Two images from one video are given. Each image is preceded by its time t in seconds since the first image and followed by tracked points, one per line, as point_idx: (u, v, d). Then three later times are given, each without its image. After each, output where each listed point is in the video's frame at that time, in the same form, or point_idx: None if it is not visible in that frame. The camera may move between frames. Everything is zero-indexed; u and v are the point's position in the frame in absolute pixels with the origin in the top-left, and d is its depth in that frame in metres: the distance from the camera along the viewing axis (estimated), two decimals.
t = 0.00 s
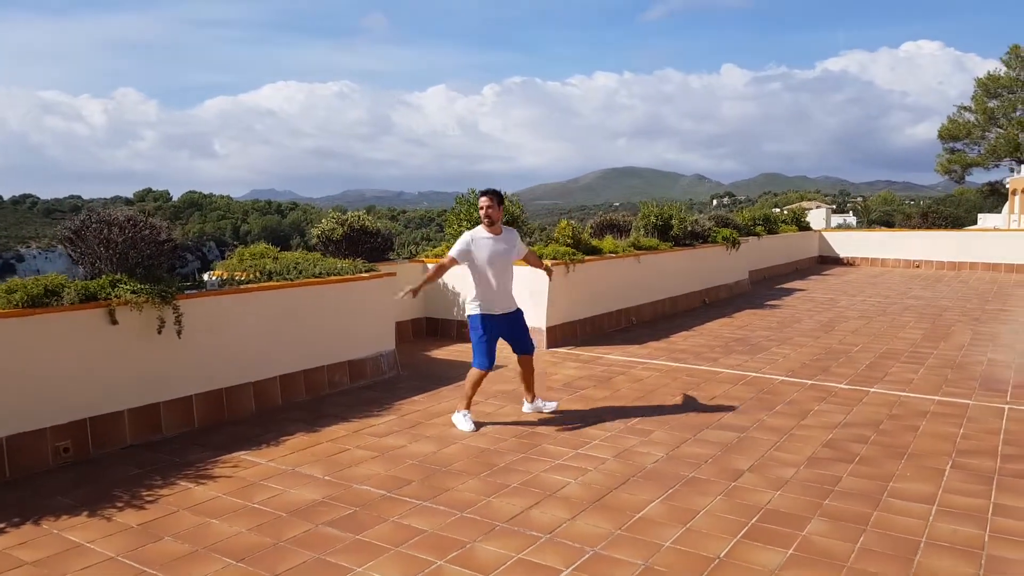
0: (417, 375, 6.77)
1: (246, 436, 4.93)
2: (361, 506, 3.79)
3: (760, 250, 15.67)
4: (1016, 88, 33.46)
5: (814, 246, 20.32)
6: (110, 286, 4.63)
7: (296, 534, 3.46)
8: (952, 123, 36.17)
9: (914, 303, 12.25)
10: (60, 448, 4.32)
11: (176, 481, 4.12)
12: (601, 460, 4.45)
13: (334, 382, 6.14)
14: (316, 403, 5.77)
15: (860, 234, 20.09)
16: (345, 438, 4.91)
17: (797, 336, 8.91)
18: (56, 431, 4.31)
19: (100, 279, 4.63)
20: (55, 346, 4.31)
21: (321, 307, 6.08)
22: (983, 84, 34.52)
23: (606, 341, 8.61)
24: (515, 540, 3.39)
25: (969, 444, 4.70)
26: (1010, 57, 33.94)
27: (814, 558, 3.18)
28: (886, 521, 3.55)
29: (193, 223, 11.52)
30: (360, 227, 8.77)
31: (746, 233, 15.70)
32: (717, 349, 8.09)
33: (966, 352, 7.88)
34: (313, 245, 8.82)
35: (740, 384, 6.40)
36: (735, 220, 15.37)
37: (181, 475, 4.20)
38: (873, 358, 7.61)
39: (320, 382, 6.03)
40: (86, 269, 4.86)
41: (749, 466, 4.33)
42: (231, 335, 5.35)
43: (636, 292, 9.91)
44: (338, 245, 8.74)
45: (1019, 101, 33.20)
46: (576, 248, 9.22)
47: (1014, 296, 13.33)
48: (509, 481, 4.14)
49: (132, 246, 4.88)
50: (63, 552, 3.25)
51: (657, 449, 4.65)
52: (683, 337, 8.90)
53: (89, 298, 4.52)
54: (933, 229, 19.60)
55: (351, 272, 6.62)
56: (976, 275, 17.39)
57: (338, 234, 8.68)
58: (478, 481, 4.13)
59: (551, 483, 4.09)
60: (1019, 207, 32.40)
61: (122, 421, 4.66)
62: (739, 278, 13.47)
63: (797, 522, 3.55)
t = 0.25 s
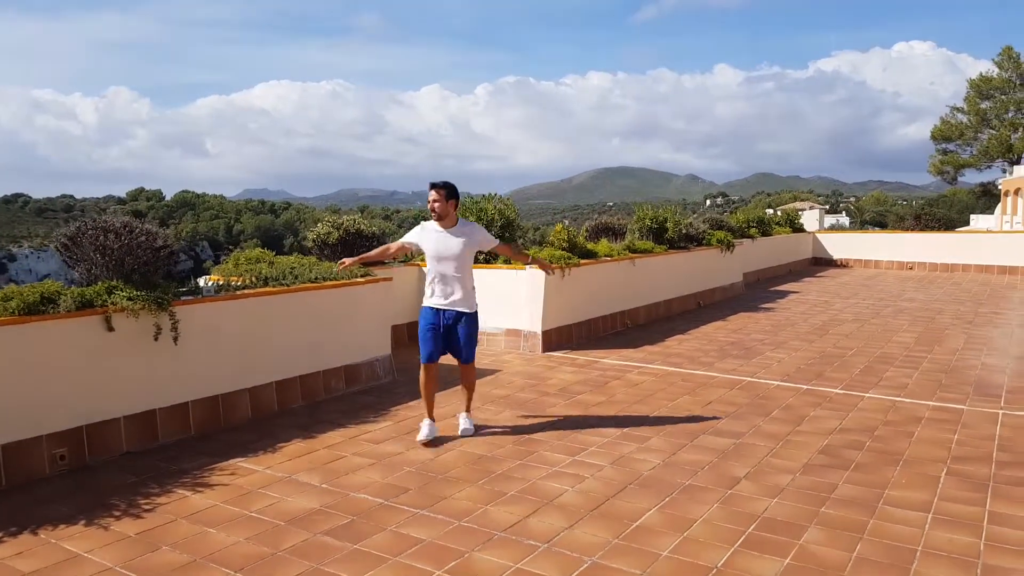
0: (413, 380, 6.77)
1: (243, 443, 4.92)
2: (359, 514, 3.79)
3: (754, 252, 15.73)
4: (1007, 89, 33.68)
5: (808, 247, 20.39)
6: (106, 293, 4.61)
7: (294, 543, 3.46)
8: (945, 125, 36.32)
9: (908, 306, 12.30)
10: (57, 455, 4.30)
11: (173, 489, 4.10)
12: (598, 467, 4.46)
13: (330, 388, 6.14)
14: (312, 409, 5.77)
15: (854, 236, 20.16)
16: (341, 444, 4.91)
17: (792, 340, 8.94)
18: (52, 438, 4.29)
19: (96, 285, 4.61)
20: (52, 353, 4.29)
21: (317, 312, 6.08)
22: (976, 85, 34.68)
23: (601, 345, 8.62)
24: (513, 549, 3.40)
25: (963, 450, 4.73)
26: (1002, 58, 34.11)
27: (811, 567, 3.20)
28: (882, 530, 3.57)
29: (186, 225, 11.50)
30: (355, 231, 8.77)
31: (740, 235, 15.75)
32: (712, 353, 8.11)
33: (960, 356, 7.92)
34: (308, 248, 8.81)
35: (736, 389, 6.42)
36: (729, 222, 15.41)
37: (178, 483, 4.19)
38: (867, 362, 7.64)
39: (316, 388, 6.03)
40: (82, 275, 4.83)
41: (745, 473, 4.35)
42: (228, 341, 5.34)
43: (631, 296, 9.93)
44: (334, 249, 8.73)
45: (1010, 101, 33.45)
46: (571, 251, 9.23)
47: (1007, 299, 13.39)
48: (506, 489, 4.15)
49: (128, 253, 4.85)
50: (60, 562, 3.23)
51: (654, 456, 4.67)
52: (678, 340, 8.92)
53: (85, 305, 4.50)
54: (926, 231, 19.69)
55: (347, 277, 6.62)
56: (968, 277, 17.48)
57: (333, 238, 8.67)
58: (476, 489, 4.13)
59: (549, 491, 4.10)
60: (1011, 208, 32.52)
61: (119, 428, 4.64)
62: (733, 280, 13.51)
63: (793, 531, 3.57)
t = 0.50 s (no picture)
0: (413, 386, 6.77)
1: (244, 450, 4.92)
2: (362, 523, 3.78)
3: (752, 254, 15.76)
4: (1003, 90, 33.77)
5: (805, 250, 20.42)
6: (108, 300, 4.60)
7: (297, 553, 3.45)
8: (941, 126, 36.38)
9: (906, 310, 12.32)
10: (59, 463, 4.29)
11: (175, 497, 4.10)
12: (599, 475, 4.46)
13: (331, 394, 6.14)
14: (313, 415, 5.76)
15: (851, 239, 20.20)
16: (343, 452, 4.91)
17: (791, 345, 8.95)
18: (54, 446, 4.28)
19: (98, 293, 4.60)
20: (54, 361, 4.29)
21: (317, 318, 6.08)
22: (973, 87, 34.76)
23: (600, 349, 8.63)
24: (516, 559, 3.40)
25: (962, 458, 4.74)
26: (999, 60, 34.18)
27: None
28: (883, 539, 3.58)
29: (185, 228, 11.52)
30: (354, 236, 8.83)
31: (738, 238, 15.78)
32: (712, 358, 8.11)
33: (959, 361, 7.93)
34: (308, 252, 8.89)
35: (736, 395, 6.43)
36: (727, 225, 15.44)
37: (180, 491, 4.18)
38: (866, 367, 7.65)
39: (317, 393, 6.03)
40: (84, 282, 4.82)
41: (746, 481, 4.36)
42: (229, 347, 5.34)
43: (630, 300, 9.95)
44: (332, 253, 8.80)
45: (1008, 104, 33.29)
46: (570, 256, 9.25)
47: (1004, 302, 13.42)
48: (508, 497, 4.15)
49: (130, 261, 4.83)
50: (63, 573, 3.23)
51: (655, 463, 4.67)
52: (677, 345, 8.93)
53: (87, 313, 4.49)
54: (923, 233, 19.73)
55: (348, 283, 6.62)
56: (965, 280, 17.52)
57: (332, 242, 8.75)
58: (478, 498, 4.13)
59: (551, 499, 4.10)
60: (1007, 209, 32.57)
61: (121, 435, 4.64)
62: (732, 283, 13.53)
63: (795, 540, 3.58)
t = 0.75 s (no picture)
0: (416, 395, 6.76)
1: (249, 461, 4.91)
2: (369, 537, 3.78)
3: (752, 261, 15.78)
4: (1000, 96, 33.88)
5: (805, 255, 20.45)
6: (115, 311, 4.60)
7: (306, 567, 3.45)
8: (939, 131, 36.48)
9: (906, 316, 12.34)
10: (65, 474, 4.28)
11: (182, 510, 4.09)
12: (606, 487, 4.47)
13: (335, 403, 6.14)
14: (317, 425, 5.76)
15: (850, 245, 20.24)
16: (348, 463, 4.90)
17: (793, 353, 8.96)
18: (61, 458, 4.27)
19: (105, 304, 4.60)
20: (62, 373, 4.28)
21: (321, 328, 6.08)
22: (970, 93, 34.87)
23: (603, 357, 8.63)
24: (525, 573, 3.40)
25: (968, 469, 4.75)
26: (996, 66, 34.30)
27: None
28: (891, 553, 3.58)
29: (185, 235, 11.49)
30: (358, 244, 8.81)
31: (738, 244, 15.80)
32: (714, 367, 8.12)
33: (961, 370, 7.94)
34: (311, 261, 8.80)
35: (739, 405, 6.43)
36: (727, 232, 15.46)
37: (187, 503, 4.17)
38: (868, 376, 7.66)
39: (321, 403, 6.02)
40: (90, 293, 4.82)
41: (753, 493, 4.36)
42: (234, 357, 5.33)
43: (631, 307, 9.96)
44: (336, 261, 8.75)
45: (1004, 109, 33.52)
46: (572, 263, 9.26)
47: (1004, 309, 13.44)
48: (515, 510, 4.15)
49: (136, 271, 4.82)
50: None
51: (661, 475, 4.67)
52: (679, 353, 8.94)
53: (95, 325, 4.49)
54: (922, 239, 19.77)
55: (351, 291, 6.62)
56: (964, 286, 17.54)
57: (337, 250, 8.70)
58: (485, 511, 4.13)
59: (558, 512, 4.10)
60: (1006, 214, 32.62)
61: (127, 446, 4.63)
62: (732, 290, 13.55)
63: (803, 554, 3.58)
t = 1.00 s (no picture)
0: (423, 405, 6.77)
1: (258, 472, 4.92)
2: (381, 549, 3.79)
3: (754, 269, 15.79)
4: (1000, 104, 33.94)
5: (807, 263, 20.46)
6: (126, 322, 4.62)
7: None
8: (939, 139, 36.54)
9: (909, 326, 12.34)
10: (76, 485, 4.29)
11: (193, 521, 4.09)
12: (615, 499, 4.47)
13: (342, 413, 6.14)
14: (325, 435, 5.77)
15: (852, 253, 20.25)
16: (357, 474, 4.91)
17: (797, 362, 8.96)
18: (72, 468, 4.28)
19: (116, 314, 4.61)
20: (74, 383, 4.29)
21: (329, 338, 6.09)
22: (970, 101, 34.94)
23: (608, 367, 8.64)
24: None
25: (976, 481, 4.75)
26: (996, 74, 34.37)
27: None
28: (902, 566, 3.59)
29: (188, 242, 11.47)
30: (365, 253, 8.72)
31: (741, 252, 15.81)
32: (719, 376, 8.12)
33: (966, 380, 7.95)
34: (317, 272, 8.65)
35: (746, 415, 6.44)
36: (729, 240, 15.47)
37: (198, 515, 4.18)
38: (874, 386, 7.66)
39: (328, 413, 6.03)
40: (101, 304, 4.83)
41: (762, 506, 4.36)
42: (244, 368, 5.34)
43: (635, 317, 9.97)
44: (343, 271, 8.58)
45: (1004, 117, 33.48)
46: (577, 273, 9.27)
47: (1008, 318, 13.44)
48: (526, 522, 4.16)
49: (148, 282, 4.82)
50: None
51: (670, 487, 4.68)
52: (684, 362, 8.95)
53: (106, 335, 4.50)
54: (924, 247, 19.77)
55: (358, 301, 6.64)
56: (966, 295, 17.54)
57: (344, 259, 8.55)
58: (495, 523, 4.13)
59: (568, 524, 4.11)
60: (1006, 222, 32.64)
61: (137, 456, 4.64)
62: (735, 298, 13.55)
63: (814, 567, 3.59)
